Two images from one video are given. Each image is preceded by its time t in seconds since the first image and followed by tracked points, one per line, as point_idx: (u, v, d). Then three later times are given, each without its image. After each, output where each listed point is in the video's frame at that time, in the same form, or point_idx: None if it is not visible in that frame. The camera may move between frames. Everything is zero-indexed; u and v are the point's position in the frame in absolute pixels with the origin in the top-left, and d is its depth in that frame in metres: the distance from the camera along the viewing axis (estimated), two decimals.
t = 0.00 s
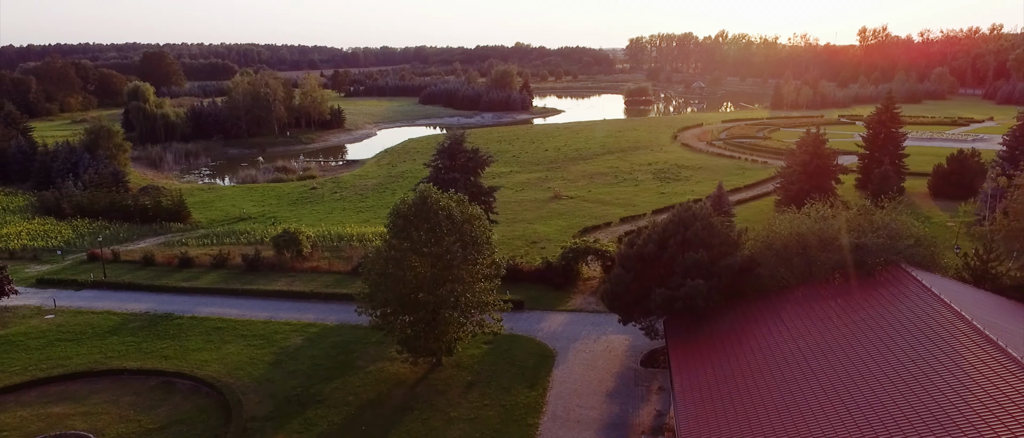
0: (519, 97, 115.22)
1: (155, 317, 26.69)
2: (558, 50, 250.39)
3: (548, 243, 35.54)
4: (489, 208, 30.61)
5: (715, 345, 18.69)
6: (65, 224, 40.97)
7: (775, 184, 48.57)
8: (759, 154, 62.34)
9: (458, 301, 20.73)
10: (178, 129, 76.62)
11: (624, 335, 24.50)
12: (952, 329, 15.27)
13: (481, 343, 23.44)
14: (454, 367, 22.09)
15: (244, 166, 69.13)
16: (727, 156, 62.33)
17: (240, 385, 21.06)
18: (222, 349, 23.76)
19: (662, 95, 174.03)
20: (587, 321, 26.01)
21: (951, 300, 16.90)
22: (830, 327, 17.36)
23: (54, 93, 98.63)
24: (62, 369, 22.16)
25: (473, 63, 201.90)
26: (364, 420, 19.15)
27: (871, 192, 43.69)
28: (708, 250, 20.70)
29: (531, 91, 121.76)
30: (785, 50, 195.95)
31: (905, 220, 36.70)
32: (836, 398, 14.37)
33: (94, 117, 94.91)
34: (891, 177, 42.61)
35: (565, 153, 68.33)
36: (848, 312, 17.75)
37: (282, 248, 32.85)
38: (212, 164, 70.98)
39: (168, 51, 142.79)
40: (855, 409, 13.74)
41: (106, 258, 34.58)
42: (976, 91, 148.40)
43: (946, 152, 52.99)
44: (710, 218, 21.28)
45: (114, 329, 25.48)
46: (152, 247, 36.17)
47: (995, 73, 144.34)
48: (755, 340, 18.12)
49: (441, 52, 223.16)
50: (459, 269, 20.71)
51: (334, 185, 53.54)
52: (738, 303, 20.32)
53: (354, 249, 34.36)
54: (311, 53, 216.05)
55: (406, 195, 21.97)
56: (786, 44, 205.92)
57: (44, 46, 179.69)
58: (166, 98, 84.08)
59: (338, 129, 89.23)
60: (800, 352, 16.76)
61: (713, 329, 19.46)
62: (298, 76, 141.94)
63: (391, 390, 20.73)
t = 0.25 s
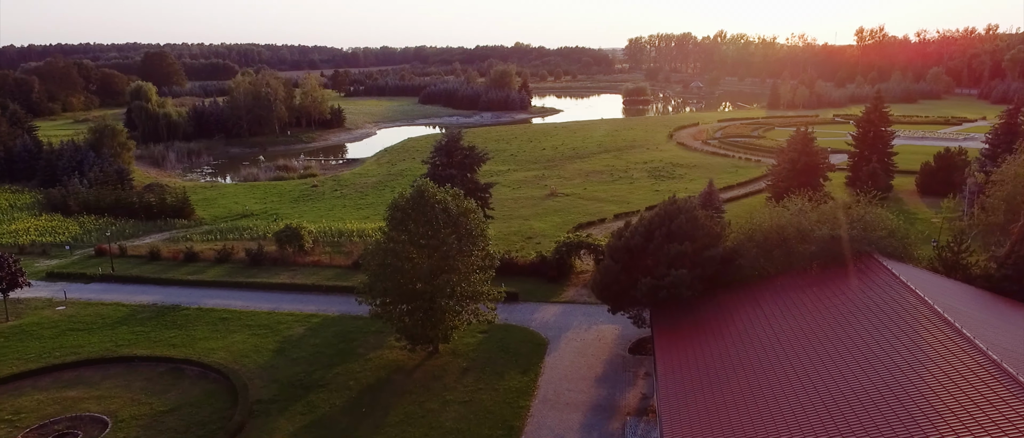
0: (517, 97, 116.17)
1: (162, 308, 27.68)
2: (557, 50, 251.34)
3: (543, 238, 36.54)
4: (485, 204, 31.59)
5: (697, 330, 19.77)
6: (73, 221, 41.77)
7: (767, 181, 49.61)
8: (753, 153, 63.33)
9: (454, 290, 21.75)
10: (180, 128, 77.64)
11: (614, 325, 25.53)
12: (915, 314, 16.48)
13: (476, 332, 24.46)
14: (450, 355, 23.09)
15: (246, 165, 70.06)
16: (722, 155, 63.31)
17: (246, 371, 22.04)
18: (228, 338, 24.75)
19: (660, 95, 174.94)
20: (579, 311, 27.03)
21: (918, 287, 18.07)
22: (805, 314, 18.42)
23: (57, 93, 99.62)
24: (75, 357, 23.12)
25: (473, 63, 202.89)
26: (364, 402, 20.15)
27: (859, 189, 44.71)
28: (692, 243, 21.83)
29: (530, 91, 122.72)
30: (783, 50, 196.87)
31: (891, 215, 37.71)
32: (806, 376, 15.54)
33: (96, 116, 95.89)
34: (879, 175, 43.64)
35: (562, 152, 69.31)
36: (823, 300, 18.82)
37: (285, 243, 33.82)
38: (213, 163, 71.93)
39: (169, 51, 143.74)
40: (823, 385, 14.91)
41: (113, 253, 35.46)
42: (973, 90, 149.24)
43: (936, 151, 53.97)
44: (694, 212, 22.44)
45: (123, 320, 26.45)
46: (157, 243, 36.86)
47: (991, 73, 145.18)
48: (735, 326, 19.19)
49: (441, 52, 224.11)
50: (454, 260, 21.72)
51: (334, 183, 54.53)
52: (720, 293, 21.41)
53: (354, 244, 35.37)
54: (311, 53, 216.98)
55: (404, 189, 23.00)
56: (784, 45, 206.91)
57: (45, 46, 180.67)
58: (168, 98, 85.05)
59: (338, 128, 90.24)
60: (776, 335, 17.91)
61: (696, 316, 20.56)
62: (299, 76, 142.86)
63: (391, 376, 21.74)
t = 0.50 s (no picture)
0: (515, 96, 117.12)
1: (170, 300, 28.67)
2: (556, 50, 252.39)
3: (539, 233, 37.58)
4: (481, 200, 32.58)
5: (681, 317, 20.87)
6: (79, 218, 42.36)
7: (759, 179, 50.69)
8: (747, 151, 64.35)
9: (450, 280, 22.78)
10: (182, 127, 78.59)
11: (604, 315, 26.58)
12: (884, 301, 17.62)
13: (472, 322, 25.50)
14: (447, 343, 24.12)
15: (247, 163, 71.02)
16: (716, 153, 64.34)
17: (251, 358, 23.05)
18: (233, 328, 25.76)
19: (658, 95, 175.90)
20: (571, 303, 28.08)
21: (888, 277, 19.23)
22: (782, 302, 19.51)
23: (59, 93, 100.44)
24: (87, 345, 24.08)
25: (472, 63, 203.86)
26: (365, 386, 21.17)
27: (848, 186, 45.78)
28: (678, 234, 22.93)
29: (529, 91, 123.76)
30: (781, 50, 197.93)
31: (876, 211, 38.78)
32: (780, 357, 16.70)
33: (98, 116, 96.78)
34: (867, 173, 44.69)
35: (559, 151, 70.31)
36: (800, 288, 19.93)
37: (288, 238, 34.86)
38: (215, 162, 72.84)
39: (170, 51, 144.56)
40: (793, 366, 16.07)
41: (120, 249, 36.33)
42: (968, 90, 150.32)
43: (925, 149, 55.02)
44: (680, 206, 23.59)
45: (132, 310, 27.42)
46: (162, 239, 37.58)
47: (986, 73, 146.21)
48: (717, 312, 20.29)
49: (440, 52, 225.03)
50: (450, 251, 22.71)
51: (335, 181, 55.53)
52: (705, 282, 22.52)
53: (355, 239, 36.38)
54: (311, 53, 217.86)
55: (403, 184, 24.01)
56: (782, 45, 207.95)
57: (46, 46, 181.42)
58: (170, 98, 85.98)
59: (338, 128, 91.26)
60: (755, 319, 19.03)
61: (681, 304, 21.65)
62: (299, 76, 143.77)
63: (390, 362, 22.79)
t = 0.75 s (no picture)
0: (513, 96, 118.08)
1: (176, 293, 29.63)
2: (554, 51, 253.31)
3: (534, 229, 38.62)
4: (477, 196, 33.58)
5: (665, 305, 22.01)
6: (85, 215, 43.05)
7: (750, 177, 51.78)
8: (740, 150, 65.41)
9: (446, 271, 23.84)
10: (183, 127, 79.46)
11: (595, 306, 27.66)
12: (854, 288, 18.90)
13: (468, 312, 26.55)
14: (443, 332, 25.15)
15: (248, 162, 71.95)
16: (710, 152, 65.39)
17: (256, 346, 24.06)
18: (238, 318, 26.77)
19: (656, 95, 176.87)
20: (564, 294, 29.16)
21: (860, 266, 20.44)
22: (760, 290, 20.66)
23: (60, 92, 101.16)
24: (98, 334, 25.04)
25: (471, 63, 204.69)
26: (365, 372, 22.20)
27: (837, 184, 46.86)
28: (663, 227, 24.16)
29: (527, 91, 124.76)
30: (778, 50, 199.03)
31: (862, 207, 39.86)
32: (755, 339, 17.97)
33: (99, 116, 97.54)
34: (855, 171, 45.78)
35: (555, 150, 71.31)
36: (777, 278, 21.08)
37: (289, 233, 35.88)
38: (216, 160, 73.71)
39: (170, 52, 145.23)
40: (767, 351, 17.15)
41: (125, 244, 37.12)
42: (963, 90, 151.45)
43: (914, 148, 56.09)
44: (666, 200, 24.85)
45: (140, 302, 28.38)
46: (167, 235, 38.31)
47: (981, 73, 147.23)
48: (698, 301, 21.42)
49: (439, 52, 225.90)
50: (446, 243, 23.73)
51: (335, 179, 56.53)
52: (689, 273, 23.69)
53: (354, 234, 37.39)
54: (310, 53, 218.64)
55: (401, 179, 25.08)
56: (779, 45, 209.01)
57: (46, 47, 182.01)
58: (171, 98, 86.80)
59: (338, 127, 92.22)
60: (735, 304, 20.29)
61: (665, 293, 22.79)
62: (299, 76, 144.56)
63: (389, 349, 23.82)
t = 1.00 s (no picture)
0: (508, 96, 119.07)
1: (179, 286, 30.57)
2: (550, 51, 254.50)
3: (526, 225, 39.69)
4: (470, 192, 34.62)
5: (648, 295, 23.13)
6: (86, 212, 43.84)
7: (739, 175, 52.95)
8: (730, 149, 66.58)
9: (440, 262, 24.88)
10: (181, 127, 80.24)
11: (584, 297, 28.77)
12: (824, 276, 20.17)
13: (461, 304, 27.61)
14: (437, 322, 26.21)
15: (246, 161, 72.77)
16: (701, 151, 66.55)
17: (257, 335, 25.06)
18: (240, 310, 27.76)
19: (650, 95, 178.04)
20: (554, 287, 30.27)
21: (832, 256, 21.63)
22: (738, 281, 21.77)
23: (57, 93, 101.67)
24: (104, 325, 25.97)
25: (466, 64, 205.58)
26: (362, 359, 23.23)
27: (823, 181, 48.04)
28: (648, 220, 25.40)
29: (522, 91, 125.79)
30: (771, 50, 200.56)
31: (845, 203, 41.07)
32: (729, 323, 19.25)
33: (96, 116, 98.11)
34: (840, 168, 46.95)
35: (549, 149, 72.36)
36: (755, 269, 22.22)
37: (287, 229, 36.87)
38: (215, 160, 74.48)
39: (166, 52, 145.74)
40: (741, 337, 18.23)
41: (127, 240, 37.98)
42: (954, 90, 153.01)
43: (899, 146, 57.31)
44: (650, 195, 26.16)
45: (145, 295, 29.30)
46: (168, 231, 39.19)
47: (972, 73, 148.72)
48: (679, 291, 22.55)
49: (435, 52, 226.79)
50: (440, 236, 24.75)
51: (331, 178, 57.46)
52: (671, 265, 24.88)
53: (351, 230, 38.38)
54: (306, 54, 219.25)
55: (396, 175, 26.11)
56: (773, 45, 210.52)
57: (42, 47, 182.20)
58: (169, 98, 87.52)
59: (334, 127, 93.09)
60: (713, 294, 21.38)
61: (649, 284, 23.94)
62: (295, 76, 145.22)
63: (385, 338, 24.86)
